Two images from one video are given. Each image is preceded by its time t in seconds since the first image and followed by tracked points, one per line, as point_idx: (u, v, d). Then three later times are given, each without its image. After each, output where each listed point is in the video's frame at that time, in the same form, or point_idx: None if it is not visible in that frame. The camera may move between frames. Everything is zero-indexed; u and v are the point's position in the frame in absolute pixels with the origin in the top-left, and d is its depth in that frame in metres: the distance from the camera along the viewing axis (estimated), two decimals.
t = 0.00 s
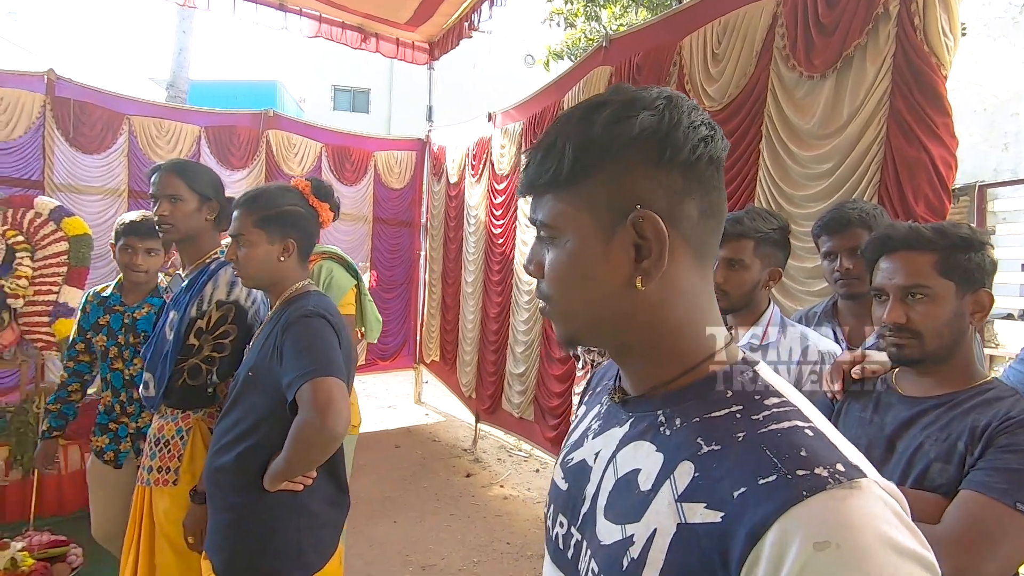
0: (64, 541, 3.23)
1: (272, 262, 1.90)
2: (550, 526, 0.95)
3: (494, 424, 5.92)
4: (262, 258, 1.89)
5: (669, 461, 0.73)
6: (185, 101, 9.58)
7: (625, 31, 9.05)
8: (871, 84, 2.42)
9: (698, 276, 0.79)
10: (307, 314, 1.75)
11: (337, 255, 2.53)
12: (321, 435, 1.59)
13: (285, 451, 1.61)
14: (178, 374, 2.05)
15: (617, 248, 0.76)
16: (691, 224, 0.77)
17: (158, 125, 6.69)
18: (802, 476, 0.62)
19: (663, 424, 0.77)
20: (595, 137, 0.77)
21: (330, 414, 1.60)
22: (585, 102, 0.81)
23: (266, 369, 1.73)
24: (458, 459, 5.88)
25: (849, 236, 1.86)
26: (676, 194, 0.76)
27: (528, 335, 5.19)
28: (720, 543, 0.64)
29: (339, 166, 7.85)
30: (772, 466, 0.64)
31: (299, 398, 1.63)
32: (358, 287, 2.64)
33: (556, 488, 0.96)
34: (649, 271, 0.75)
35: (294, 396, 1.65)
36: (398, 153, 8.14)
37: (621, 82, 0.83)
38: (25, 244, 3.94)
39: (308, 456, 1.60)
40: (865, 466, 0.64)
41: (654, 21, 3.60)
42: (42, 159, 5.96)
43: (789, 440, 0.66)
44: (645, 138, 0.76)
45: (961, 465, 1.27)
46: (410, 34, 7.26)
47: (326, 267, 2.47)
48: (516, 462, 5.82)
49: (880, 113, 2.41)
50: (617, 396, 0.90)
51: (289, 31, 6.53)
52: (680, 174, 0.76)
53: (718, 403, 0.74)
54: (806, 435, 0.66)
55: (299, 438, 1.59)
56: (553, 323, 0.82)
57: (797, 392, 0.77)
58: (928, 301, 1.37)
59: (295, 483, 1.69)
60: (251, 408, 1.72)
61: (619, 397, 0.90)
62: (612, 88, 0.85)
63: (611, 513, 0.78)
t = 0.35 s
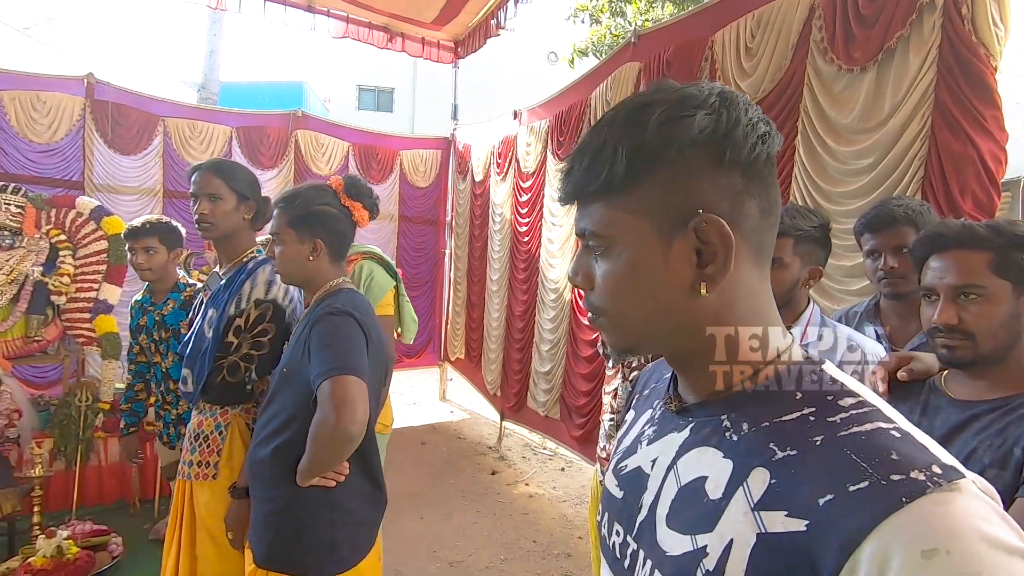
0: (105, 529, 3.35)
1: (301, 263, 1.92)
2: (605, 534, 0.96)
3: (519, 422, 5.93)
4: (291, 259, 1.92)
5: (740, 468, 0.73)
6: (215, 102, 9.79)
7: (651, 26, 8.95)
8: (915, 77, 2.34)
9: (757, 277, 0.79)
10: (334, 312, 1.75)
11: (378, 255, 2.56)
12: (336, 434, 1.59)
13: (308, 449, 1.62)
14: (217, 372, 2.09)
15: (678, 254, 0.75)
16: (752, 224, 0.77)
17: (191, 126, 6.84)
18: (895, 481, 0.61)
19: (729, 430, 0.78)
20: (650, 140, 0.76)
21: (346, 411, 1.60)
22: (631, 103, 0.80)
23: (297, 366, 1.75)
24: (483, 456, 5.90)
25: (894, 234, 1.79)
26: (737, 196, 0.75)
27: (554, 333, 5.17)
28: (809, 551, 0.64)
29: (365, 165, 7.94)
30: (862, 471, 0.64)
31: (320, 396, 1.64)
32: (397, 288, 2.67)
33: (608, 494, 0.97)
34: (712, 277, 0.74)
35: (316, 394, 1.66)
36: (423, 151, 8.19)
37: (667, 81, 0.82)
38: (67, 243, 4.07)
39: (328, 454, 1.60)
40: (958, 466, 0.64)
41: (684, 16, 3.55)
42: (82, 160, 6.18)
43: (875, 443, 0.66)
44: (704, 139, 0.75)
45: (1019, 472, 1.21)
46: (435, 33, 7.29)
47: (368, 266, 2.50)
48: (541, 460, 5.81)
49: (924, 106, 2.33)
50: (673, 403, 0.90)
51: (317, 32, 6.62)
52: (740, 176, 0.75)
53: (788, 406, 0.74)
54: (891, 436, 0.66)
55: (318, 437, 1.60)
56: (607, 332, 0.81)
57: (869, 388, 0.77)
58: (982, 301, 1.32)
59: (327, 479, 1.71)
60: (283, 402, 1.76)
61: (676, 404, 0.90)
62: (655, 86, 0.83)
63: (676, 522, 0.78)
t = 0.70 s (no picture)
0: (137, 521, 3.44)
1: (326, 261, 1.95)
2: (651, 536, 0.97)
3: (539, 421, 5.92)
4: (319, 258, 1.94)
5: (796, 470, 0.74)
6: (239, 103, 9.95)
7: (672, 22, 8.87)
8: (951, 71, 2.28)
9: (807, 275, 0.78)
10: (366, 308, 1.78)
11: (417, 258, 2.59)
12: (369, 426, 1.60)
13: (341, 442, 1.64)
14: (243, 368, 2.12)
15: (727, 254, 0.75)
16: (804, 224, 0.76)
17: (216, 127, 6.96)
18: (968, 485, 0.61)
19: (785, 431, 0.78)
20: (700, 136, 0.75)
21: (379, 405, 1.61)
22: (681, 98, 0.79)
23: (328, 362, 1.77)
24: (503, 454, 5.91)
25: (927, 233, 1.70)
26: (787, 194, 0.75)
27: (575, 332, 5.16)
28: (873, 553, 0.64)
29: (386, 164, 8.00)
30: (932, 474, 0.64)
31: (352, 390, 1.66)
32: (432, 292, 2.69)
33: (654, 497, 0.98)
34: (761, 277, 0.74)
35: (348, 388, 1.67)
36: (443, 150, 8.23)
37: (717, 76, 0.81)
38: (99, 241, 4.16)
39: (360, 447, 1.61)
40: None
41: (709, 11, 3.51)
42: (113, 161, 6.33)
43: (944, 445, 0.65)
44: (755, 136, 0.74)
45: None
46: (456, 32, 7.31)
47: (405, 267, 2.53)
48: (561, 459, 5.80)
49: (961, 101, 2.28)
50: (721, 404, 0.91)
51: (339, 32, 6.68)
52: (790, 174, 0.75)
53: (846, 408, 0.74)
54: (963, 440, 0.66)
55: (352, 430, 1.61)
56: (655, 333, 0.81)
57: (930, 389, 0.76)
58: None
59: (358, 475, 1.73)
60: (313, 399, 1.78)
61: (723, 406, 0.90)
62: (703, 81, 0.83)
63: (728, 524, 0.79)
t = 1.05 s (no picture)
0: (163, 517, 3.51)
1: (354, 263, 1.97)
2: (682, 540, 0.97)
3: (556, 421, 5.91)
4: (346, 260, 1.97)
5: (836, 475, 0.73)
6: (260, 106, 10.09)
7: (690, 20, 8.80)
8: (982, 68, 2.23)
9: (844, 280, 0.78)
10: (402, 308, 1.79)
11: (445, 261, 2.58)
12: (417, 422, 1.61)
13: (383, 439, 1.64)
14: (264, 368, 2.16)
15: (763, 259, 0.74)
16: (843, 230, 0.76)
17: (238, 130, 7.07)
18: (1018, 495, 0.60)
19: (823, 435, 0.78)
20: (740, 141, 0.75)
21: (426, 401, 1.62)
22: (720, 102, 0.79)
23: (360, 362, 1.77)
24: (520, 454, 5.91)
25: (957, 234, 1.65)
26: (826, 201, 0.74)
27: (594, 333, 5.15)
28: (917, 561, 0.63)
29: (404, 165, 8.05)
30: (981, 482, 0.63)
31: (396, 387, 1.66)
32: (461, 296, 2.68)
33: (685, 500, 0.98)
34: (799, 283, 0.74)
35: (391, 386, 1.68)
36: (461, 151, 8.26)
37: (756, 80, 0.81)
38: (126, 243, 4.26)
39: (403, 443, 1.62)
40: None
41: (731, 10, 3.48)
42: (138, 163, 6.47)
43: (992, 454, 0.65)
44: (796, 142, 0.74)
45: None
46: (473, 33, 7.33)
47: (433, 271, 2.52)
48: (578, 460, 5.79)
49: (992, 99, 2.23)
50: (758, 410, 0.90)
51: (358, 34, 6.74)
52: (829, 181, 0.74)
53: (889, 414, 0.74)
54: (1011, 448, 0.65)
55: (398, 425, 1.61)
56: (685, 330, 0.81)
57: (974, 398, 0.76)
58: None
59: (387, 474, 1.74)
60: (342, 399, 1.79)
61: (762, 411, 0.90)
62: (742, 84, 0.82)
63: (764, 529, 0.79)
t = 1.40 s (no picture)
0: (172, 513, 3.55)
1: (359, 263, 1.97)
2: (679, 546, 0.96)
3: (564, 423, 5.90)
4: (351, 260, 1.97)
5: (842, 466, 0.74)
6: (273, 108, 10.18)
7: (701, 21, 8.75)
8: (997, 68, 2.19)
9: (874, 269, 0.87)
10: (416, 307, 1.79)
11: (460, 269, 2.53)
12: (443, 420, 1.61)
13: (404, 438, 1.62)
14: (269, 367, 2.17)
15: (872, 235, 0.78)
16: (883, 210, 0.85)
17: (250, 131, 7.14)
18: None
19: (824, 427, 0.79)
20: (853, 121, 0.79)
21: (453, 400, 1.62)
22: (808, 88, 0.82)
23: (372, 361, 1.76)
24: (528, 456, 5.90)
25: (966, 236, 1.63)
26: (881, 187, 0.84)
27: (602, 334, 5.13)
28: (931, 543, 0.63)
29: (414, 166, 8.08)
30: (986, 460, 0.62)
31: (419, 386, 1.65)
32: (476, 304, 2.62)
33: (680, 504, 0.98)
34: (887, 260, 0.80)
35: (413, 386, 1.66)
36: (471, 152, 8.27)
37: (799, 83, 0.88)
38: (139, 242, 4.32)
39: (426, 442, 1.61)
40: None
41: (742, 10, 3.45)
42: (152, 164, 6.55)
43: (994, 432, 0.64)
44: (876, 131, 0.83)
45: None
46: (483, 35, 7.34)
47: (447, 278, 2.47)
48: (586, 462, 5.77)
49: (1007, 99, 2.19)
50: (762, 410, 0.89)
51: (369, 36, 6.78)
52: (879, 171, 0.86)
53: (887, 404, 0.74)
54: (1011, 426, 0.64)
55: (423, 424, 1.60)
56: (803, 303, 0.73)
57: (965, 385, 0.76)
58: None
59: (397, 474, 1.74)
60: (353, 398, 1.77)
61: (767, 414, 0.88)
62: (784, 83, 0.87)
63: (770, 526, 0.78)
